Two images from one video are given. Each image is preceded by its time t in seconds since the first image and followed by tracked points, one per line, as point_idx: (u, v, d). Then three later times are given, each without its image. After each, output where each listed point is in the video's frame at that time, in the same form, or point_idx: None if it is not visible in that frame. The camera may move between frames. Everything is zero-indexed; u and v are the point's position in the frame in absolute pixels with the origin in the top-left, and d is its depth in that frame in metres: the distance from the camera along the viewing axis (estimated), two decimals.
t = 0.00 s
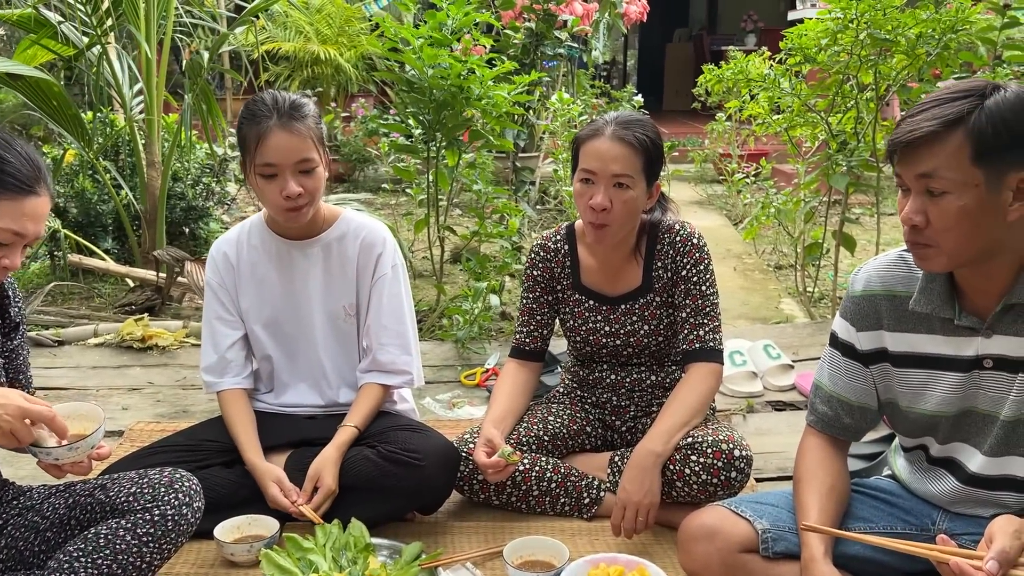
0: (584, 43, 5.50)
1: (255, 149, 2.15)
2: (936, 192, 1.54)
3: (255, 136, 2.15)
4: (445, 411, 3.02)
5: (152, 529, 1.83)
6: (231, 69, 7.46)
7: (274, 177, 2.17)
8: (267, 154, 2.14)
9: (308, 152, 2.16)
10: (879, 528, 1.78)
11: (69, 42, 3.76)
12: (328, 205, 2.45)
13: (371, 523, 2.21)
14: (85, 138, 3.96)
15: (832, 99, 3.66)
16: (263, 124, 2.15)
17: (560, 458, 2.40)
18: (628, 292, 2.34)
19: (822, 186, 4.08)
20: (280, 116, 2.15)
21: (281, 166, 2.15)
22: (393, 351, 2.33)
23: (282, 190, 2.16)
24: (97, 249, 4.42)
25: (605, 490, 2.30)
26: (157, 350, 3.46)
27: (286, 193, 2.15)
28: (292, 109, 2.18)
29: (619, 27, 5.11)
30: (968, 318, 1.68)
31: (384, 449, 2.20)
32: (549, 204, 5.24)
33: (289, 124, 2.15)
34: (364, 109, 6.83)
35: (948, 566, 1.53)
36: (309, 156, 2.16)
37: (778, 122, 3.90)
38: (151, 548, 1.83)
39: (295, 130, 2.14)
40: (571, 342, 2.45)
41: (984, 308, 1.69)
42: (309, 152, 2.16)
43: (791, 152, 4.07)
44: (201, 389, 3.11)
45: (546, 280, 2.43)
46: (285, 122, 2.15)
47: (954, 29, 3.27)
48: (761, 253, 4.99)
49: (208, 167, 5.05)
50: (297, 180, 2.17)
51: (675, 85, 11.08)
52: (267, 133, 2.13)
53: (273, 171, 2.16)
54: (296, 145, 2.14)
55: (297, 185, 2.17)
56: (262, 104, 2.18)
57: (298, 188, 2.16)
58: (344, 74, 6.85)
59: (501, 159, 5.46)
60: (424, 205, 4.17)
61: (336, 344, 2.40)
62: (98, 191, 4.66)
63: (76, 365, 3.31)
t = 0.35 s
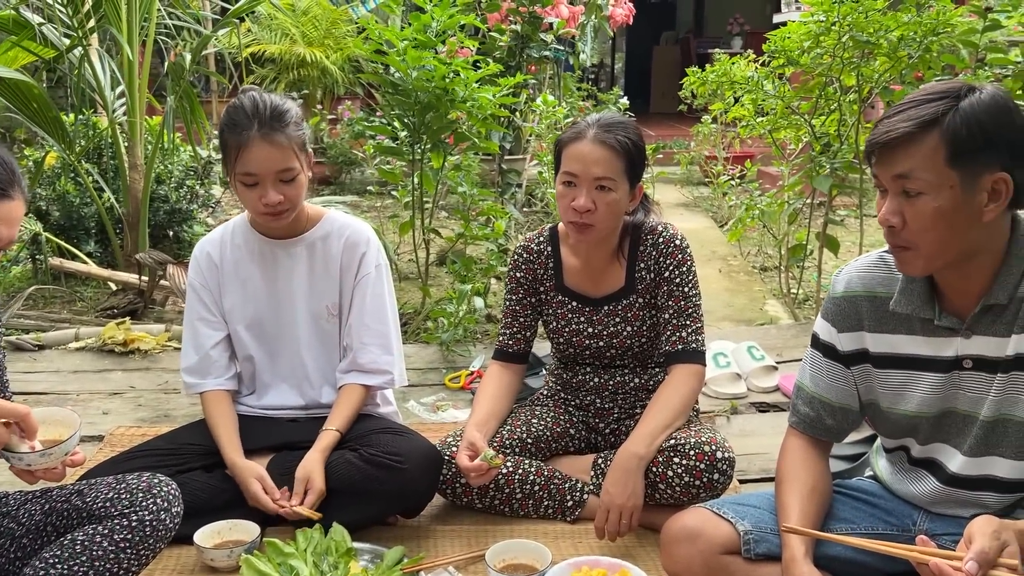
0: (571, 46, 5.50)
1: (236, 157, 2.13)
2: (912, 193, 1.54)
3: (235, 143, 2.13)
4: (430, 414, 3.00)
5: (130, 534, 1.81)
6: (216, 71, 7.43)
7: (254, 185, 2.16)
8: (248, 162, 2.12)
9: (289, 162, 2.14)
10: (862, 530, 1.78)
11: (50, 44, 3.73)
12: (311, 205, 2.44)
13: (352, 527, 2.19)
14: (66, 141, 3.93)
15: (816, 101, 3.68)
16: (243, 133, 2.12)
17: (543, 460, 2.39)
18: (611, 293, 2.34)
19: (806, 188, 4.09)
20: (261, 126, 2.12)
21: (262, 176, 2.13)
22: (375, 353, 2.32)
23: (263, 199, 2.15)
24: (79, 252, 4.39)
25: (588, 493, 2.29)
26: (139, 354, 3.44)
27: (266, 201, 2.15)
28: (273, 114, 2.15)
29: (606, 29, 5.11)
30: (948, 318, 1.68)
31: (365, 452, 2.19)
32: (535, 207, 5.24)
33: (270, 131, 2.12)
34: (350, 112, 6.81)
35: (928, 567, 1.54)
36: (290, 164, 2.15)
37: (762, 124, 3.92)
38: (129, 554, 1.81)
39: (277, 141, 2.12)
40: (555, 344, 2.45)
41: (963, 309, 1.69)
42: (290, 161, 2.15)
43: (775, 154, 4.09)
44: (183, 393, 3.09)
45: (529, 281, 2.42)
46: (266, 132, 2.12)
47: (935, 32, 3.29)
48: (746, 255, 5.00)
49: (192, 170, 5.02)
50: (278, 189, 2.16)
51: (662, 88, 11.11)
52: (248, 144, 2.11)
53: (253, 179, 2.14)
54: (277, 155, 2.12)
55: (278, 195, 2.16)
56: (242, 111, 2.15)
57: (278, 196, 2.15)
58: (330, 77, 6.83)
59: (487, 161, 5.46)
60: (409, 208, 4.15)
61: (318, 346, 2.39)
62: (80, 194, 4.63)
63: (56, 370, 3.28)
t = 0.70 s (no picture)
0: (560, 48, 5.52)
1: (212, 170, 2.13)
2: (888, 196, 1.55)
3: (211, 158, 2.12)
4: (416, 416, 3.01)
5: (113, 537, 1.80)
6: (204, 72, 7.42)
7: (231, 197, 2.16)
8: (223, 176, 2.12)
9: (266, 175, 2.14)
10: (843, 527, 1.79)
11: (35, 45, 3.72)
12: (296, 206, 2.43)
13: (337, 528, 2.20)
14: (51, 143, 3.92)
15: (801, 103, 3.70)
16: (218, 147, 2.11)
17: (529, 461, 2.40)
18: (596, 293, 2.34)
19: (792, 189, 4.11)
20: (236, 139, 2.11)
21: (238, 189, 2.13)
22: (361, 355, 2.31)
23: (241, 211, 2.16)
24: (65, 255, 4.37)
25: (573, 493, 2.30)
26: (125, 356, 3.43)
27: (244, 215, 2.16)
28: (249, 127, 2.14)
29: (595, 31, 5.10)
30: (926, 317, 1.69)
31: (350, 453, 2.19)
32: (524, 209, 5.25)
33: (244, 147, 2.11)
34: (339, 114, 6.81)
35: (906, 562, 1.56)
36: (267, 178, 2.15)
37: (748, 125, 3.95)
38: (113, 556, 1.79)
39: (252, 156, 2.11)
40: (541, 345, 2.45)
41: (942, 309, 1.70)
42: (266, 175, 2.14)
43: (762, 155, 4.10)
44: (169, 396, 3.08)
45: (515, 283, 2.43)
46: (241, 146, 2.11)
47: (918, 35, 3.31)
48: (734, 256, 5.02)
49: (179, 172, 5.01)
50: (255, 202, 2.17)
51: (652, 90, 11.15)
52: (223, 158, 2.10)
53: (230, 193, 2.15)
54: (252, 171, 2.12)
55: (255, 207, 2.17)
56: (218, 123, 2.15)
57: (256, 209, 2.17)
58: (319, 79, 6.84)
59: (476, 163, 5.46)
60: (397, 209, 4.15)
61: (303, 348, 2.39)
62: (67, 196, 4.62)
63: (41, 372, 3.27)
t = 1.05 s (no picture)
0: (553, 49, 5.52)
1: (201, 173, 2.13)
2: (836, 204, 1.57)
3: (200, 162, 2.12)
4: (410, 416, 3.01)
5: (107, 537, 1.79)
6: (197, 73, 7.40)
7: (221, 201, 2.16)
8: (212, 180, 2.12)
9: (256, 178, 2.14)
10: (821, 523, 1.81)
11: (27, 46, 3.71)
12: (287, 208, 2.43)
13: (331, 529, 2.20)
14: (43, 144, 3.91)
15: (793, 103, 3.71)
16: (207, 150, 2.11)
17: (522, 461, 2.41)
18: (589, 294, 2.35)
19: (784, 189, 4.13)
20: (225, 142, 2.11)
21: (228, 192, 2.13)
22: (353, 355, 2.32)
23: (230, 214, 2.16)
24: (57, 256, 4.37)
25: (567, 493, 2.30)
26: (117, 357, 3.43)
27: (234, 217, 2.16)
28: (239, 131, 2.14)
29: (587, 32, 5.10)
30: (889, 322, 1.71)
31: (343, 453, 2.19)
32: (518, 210, 5.25)
33: (234, 151, 2.11)
34: (332, 114, 6.82)
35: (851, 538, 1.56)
36: (256, 181, 2.15)
37: (741, 126, 3.96)
38: (106, 556, 1.79)
39: (241, 159, 2.11)
40: (534, 345, 2.46)
41: (903, 312, 1.71)
42: (256, 178, 2.14)
43: (754, 156, 4.12)
44: (162, 396, 3.08)
45: (508, 283, 2.44)
46: (230, 149, 2.11)
47: (909, 35, 3.32)
48: (726, 257, 5.04)
49: (172, 173, 5.00)
50: (245, 205, 2.17)
51: (645, 91, 11.17)
52: (212, 161, 2.10)
53: (221, 196, 2.15)
54: (242, 174, 2.12)
55: (245, 210, 2.17)
56: (207, 125, 2.14)
57: (246, 212, 2.17)
58: (312, 79, 6.84)
59: (469, 163, 5.47)
60: (390, 210, 4.15)
61: (296, 349, 2.39)
62: (59, 197, 4.61)
63: (34, 374, 3.26)
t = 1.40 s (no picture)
0: (548, 51, 5.53)
1: (197, 170, 2.13)
2: (754, 230, 1.52)
3: (197, 158, 2.12)
4: (406, 417, 3.01)
5: (102, 539, 1.79)
6: (192, 74, 7.40)
7: (217, 198, 2.16)
8: (208, 176, 2.12)
9: (251, 175, 2.14)
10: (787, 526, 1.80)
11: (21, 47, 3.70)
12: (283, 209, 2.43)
13: (326, 530, 2.20)
14: (38, 145, 3.90)
15: (788, 105, 3.73)
16: (204, 146, 2.12)
17: (518, 462, 2.41)
18: (585, 295, 2.36)
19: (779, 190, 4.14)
20: (222, 138, 2.12)
21: (224, 189, 2.13)
22: (348, 356, 2.32)
23: (226, 212, 2.16)
24: (51, 257, 4.36)
25: (563, 493, 2.31)
26: (112, 359, 3.43)
27: (230, 215, 2.16)
28: (236, 128, 2.15)
29: (582, 34, 5.11)
30: (827, 336, 1.68)
31: (338, 455, 2.20)
32: (513, 211, 5.26)
33: (231, 147, 2.11)
34: (327, 115, 6.82)
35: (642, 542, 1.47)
36: (253, 178, 2.15)
37: (735, 128, 3.91)
38: (102, 558, 1.79)
39: (237, 154, 2.11)
40: (530, 346, 2.46)
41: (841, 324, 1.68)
42: (253, 175, 2.14)
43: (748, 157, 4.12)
44: (157, 398, 3.07)
45: (504, 285, 2.44)
46: (226, 145, 2.11)
47: (903, 37, 3.34)
48: (722, 257, 5.06)
49: (167, 174, 5.00)
50: (241, 202, 2.16)
51: (640, 92, 11.17)
52: (208, 156, 2.11)
53: (216, 193, 2.15)
54: (238, 170, 2.12)
55: (241, 208, 2.16)
56: (204, 122, 2.15)
57: (242, 210, 2.16)
58: (307, 80, 6.84)
59: (465, 164, 5.47)
60: (385, 211, 4.15)
61: (291, 350, 2.39)
62: (53, 198, 4.61)
63: (28, 376, 3.26)
